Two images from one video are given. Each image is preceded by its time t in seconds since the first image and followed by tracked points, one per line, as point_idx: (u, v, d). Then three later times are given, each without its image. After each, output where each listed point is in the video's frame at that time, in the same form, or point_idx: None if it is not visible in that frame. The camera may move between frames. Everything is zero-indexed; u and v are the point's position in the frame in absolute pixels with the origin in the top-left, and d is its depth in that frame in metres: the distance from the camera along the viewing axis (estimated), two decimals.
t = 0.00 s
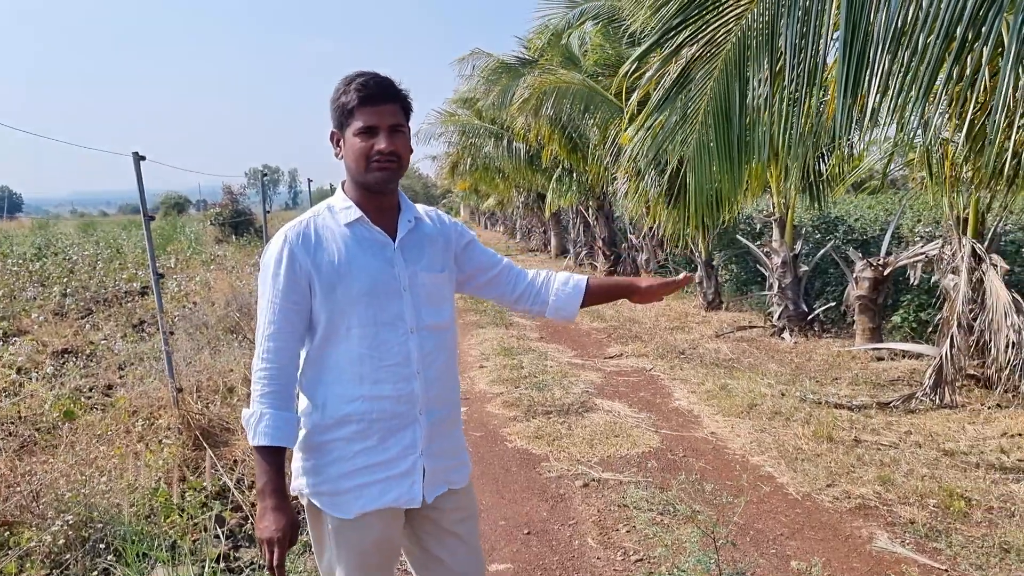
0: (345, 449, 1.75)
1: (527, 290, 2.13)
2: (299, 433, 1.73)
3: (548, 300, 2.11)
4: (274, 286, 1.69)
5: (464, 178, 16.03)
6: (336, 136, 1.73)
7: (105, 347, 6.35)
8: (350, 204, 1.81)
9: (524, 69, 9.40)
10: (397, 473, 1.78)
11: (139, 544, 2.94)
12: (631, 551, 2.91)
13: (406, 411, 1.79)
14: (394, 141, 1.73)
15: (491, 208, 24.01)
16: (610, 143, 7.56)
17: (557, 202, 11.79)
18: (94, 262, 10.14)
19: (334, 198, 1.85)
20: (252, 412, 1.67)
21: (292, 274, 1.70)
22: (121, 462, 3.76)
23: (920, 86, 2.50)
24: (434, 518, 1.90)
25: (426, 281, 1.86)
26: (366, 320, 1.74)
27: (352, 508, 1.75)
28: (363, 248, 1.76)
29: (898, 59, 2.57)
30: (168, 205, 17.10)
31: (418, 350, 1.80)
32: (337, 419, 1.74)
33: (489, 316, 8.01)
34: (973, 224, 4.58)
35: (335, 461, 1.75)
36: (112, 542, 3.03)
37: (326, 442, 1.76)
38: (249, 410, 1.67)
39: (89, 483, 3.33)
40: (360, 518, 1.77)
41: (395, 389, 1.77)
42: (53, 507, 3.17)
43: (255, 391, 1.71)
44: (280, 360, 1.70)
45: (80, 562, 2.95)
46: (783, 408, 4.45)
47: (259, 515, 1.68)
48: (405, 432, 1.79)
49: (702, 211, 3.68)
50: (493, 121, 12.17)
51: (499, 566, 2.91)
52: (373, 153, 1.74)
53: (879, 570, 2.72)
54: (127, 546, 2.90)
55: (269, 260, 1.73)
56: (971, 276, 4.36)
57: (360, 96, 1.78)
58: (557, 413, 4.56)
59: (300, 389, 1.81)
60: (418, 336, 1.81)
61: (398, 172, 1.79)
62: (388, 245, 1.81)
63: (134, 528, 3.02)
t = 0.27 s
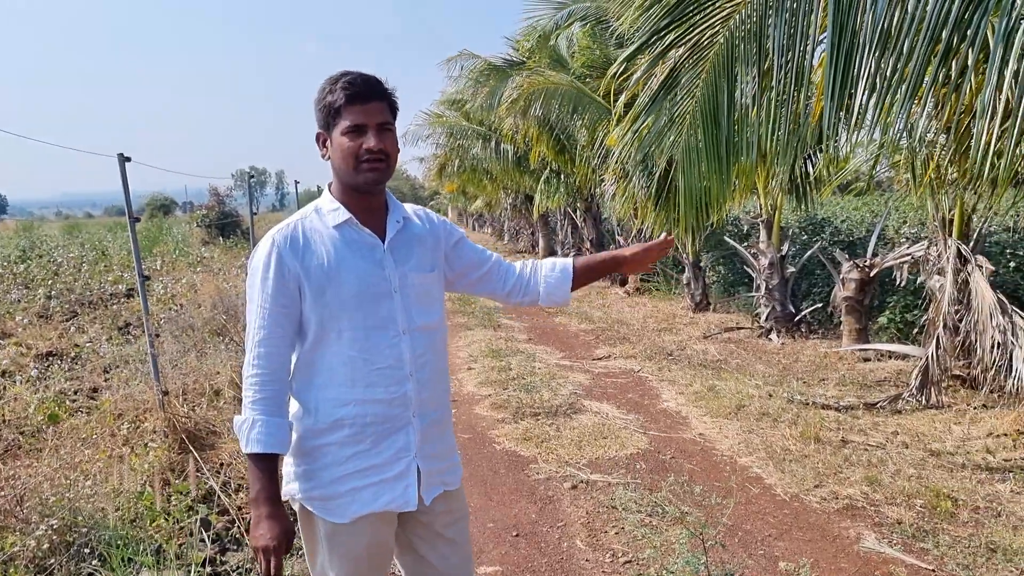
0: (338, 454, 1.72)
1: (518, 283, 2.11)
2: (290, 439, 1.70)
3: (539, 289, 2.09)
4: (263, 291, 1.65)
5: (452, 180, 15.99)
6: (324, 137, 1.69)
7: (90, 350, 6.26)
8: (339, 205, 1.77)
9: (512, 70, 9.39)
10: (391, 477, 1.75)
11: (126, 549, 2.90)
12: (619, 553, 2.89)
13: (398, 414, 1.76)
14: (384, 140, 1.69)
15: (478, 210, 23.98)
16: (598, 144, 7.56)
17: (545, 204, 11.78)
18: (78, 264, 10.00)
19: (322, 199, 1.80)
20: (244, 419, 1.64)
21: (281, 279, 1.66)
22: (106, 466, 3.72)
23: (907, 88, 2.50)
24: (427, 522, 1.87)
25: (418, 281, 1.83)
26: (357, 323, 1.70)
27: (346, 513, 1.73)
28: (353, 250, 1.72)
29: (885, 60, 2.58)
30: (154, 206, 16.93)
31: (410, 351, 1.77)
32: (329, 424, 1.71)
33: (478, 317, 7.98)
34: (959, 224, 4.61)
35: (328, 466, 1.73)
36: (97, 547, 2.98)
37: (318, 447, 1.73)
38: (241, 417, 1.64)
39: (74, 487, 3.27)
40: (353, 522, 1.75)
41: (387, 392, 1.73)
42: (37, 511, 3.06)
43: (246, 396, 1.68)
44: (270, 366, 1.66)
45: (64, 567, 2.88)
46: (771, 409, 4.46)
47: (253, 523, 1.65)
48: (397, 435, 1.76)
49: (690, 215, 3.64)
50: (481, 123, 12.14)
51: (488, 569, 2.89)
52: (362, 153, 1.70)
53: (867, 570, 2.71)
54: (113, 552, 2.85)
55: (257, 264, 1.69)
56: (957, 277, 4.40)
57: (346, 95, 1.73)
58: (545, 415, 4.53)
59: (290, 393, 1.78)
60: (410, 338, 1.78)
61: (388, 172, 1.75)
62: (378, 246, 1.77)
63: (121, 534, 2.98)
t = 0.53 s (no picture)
0: (328, 457, 1.69)
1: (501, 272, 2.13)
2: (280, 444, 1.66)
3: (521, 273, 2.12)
4: (250, 295, 1.62)
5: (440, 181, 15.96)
6: (307, 142, 1.66)
7: (75, 353, 6.18)
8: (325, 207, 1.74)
9: (500, 72, 9.38)
10: (381, 479, 1.73)
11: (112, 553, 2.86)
12: (607, 554, 2.88)
13: (388, 415, 1.74)
14: (366, 144, 1.66)
15: (466, 212, 23.95)
16: (586, 146, 7.56)
17: (533, 206, 11.77)
18: (64, 267, 9.87)
19: (308, 201, 1.77)
20: (234, 425, 1.60)
21: (269, 282, 1.63)
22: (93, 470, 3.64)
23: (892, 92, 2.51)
24: (416, 524, 1.84)
25: (406, 280, 1.80)
26: (346, 325, 1.67)
27: (337, 516, 1.70)
28: (341, 251, 1.70)
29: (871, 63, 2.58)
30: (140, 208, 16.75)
31: (399, 352, 1.75)
32: (319, 427, 1.68)
33: (466, 320, 7.95)
34: (944, 227, 4.63)
35: (318, 470, 1.70)
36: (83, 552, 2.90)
37: (308, 451, 1.70)
38: (231, 423, 1.61)
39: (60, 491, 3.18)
40: (344, 526, 1.72)
41: (377, 394, 1.71)
42: (22, 516, 2.99)
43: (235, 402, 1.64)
44: (259, 370, 1.62)
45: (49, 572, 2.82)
46: (759, 410, 4.46)
47: (247, 529, 1.62)
48: (387, 437, 1.74)
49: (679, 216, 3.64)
50: (469, 124, 12.12)
51: (476, 572, 2.87)
52: (345, 157, 1.67)
53: (853, 570, 2.71)
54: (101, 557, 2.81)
55: (243, 268, 1.65)
56: (942, 278, 4.44)
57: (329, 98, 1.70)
58: (533, 417, 4.52)
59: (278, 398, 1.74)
60: (400, 338, 1.76)
61: (373, 175, 1.73)
62: (366, 246, 1.75)
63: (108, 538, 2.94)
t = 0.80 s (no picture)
0: (320, 463, 1.63)
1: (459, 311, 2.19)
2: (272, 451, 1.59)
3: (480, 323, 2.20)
4: (239, 301, 1.53)
5: (430, 183, 15.93)
6: (292, 146, 1.60)
7: (63, 357, 6.11)
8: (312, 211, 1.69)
9: (489, 74, 9.38)
10: (375, 482, 1.68)
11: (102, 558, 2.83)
12: (597, 555, 2.87)
13: (380, 418, 1.69)
14: (353, 148, 1.61)
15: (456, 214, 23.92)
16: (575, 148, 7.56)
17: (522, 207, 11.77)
18: (51, 270, 9.76)
19: (292, 206, 1.71)
20: (226, 435, 1.51)
21: (259, 287, 1.55)
22: (81, 474, 3.57)
23: (879, 91, 2.52)
24: (408, 528, 1.81)
25: (394, 283, 1.77)
26: (338, 329, 1.62)
27: (330, 522, 1.65)
28: (329, 254, 1.64)
29: (858, 62, 2.58)
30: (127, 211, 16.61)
31: (391, 355, 1.71)
32: (310, 433, 1.62)
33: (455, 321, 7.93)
34: (931, 227, 4.67)
35: (310, 476, 1.64)
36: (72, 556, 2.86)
37: (299, 457, 1.63)
38: (223, 432, 1.52)
39: (46, 494, 3.11)
40: (339, 531, 1.67)
41: (370, 397, 1.66)
42: (8, 521, 2.90)
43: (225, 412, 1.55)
44: (249, 378, 1.54)
45: None
46: (748, 411, 4.47)
47: (242, 540, 1.52)
48: (380, 439, 1.69)
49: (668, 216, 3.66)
50: (458, 126, 12.11)
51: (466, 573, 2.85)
52: (332, 162, 1.62)
53: (842, 570, 2.72)
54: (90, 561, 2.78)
55: (229, 274, 1.56)
56: (929, 279, 4.46)
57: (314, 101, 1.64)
58: (523, 419, 4.51)
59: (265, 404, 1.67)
60: (391, 341, 1.71)
61: (361, 179, 1.68)
62: (354, 250, 1.70)
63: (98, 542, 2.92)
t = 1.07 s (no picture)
0: (311, 464, 1.58)
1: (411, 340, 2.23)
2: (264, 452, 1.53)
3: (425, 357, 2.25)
4: (230, 301, 1.47)
5: (421, 183, 15.90)
6: (281, 145, 1.56)
7: (52, 358, 6.05)
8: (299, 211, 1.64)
9: (479, 74, 9.37)
10: (365, 483, 1.64)
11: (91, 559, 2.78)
12: (589, 554, 2.86)
13: (371, 419, 1.66)
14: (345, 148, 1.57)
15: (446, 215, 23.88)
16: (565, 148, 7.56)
17: (513, 207, 11.77)
18: (39, 271, 9.67)
19: (280, 206, 1.65)
20: (218, 438, 1.45)
21: (250, 286, 1.49)
22: (71, 476, 3.53)
23: (868, 89, 2.52)
24: (400, 527, 1.79)
25: (381, 285, 1.74)
26: (330, 328, 1.58)
27: (320, 522, 1.60)
28: (320, 254, 1.60)
29: (846, 60, 2.59)
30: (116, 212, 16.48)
31: (381, 356, 1.67)
32: (302, 433, 1.57)
33: (447, 321, 7.91)
34: (920, 226, 4.70)
35: (300, 477, 1.59)
36: (61, 558, 2.80)
37: (289, 458, 1.58)
38: (215, 433, 1.46)
39: (34, 494, 3.05)
40: (330, 532, 1.62)
41: (360, 398, 1.62)
42: None
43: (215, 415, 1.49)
44: (241, 379, 1.48)
45: None
46: (739, 409, 4.48)
47: (238, 542, 1.48)
48: (370, 439, 1.66)
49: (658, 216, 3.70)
50: (449, 126, 12.09)
51: (458, 572, 2.83)
52: (322, 161, 1.58)
53: (832, 567, 2.72)
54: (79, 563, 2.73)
55: (218, 274, 1.50)
56: (919, 277, 4.48)
57: (303, 100, 1.61)
58: (515, 418, 4.49)
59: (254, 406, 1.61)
60: (381, 342, 1.68)
61: (351, 179, 1.64)
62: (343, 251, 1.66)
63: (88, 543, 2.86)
